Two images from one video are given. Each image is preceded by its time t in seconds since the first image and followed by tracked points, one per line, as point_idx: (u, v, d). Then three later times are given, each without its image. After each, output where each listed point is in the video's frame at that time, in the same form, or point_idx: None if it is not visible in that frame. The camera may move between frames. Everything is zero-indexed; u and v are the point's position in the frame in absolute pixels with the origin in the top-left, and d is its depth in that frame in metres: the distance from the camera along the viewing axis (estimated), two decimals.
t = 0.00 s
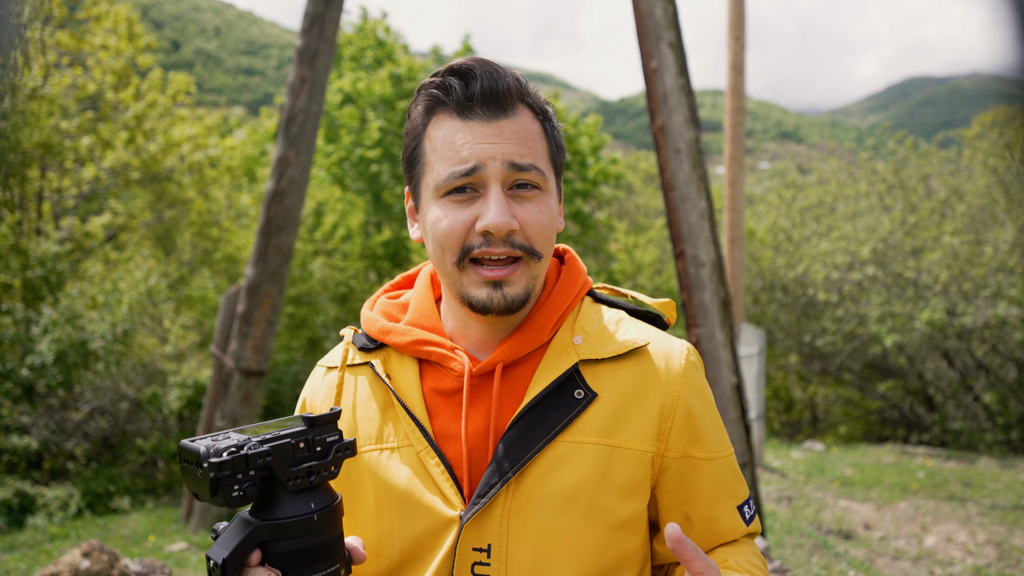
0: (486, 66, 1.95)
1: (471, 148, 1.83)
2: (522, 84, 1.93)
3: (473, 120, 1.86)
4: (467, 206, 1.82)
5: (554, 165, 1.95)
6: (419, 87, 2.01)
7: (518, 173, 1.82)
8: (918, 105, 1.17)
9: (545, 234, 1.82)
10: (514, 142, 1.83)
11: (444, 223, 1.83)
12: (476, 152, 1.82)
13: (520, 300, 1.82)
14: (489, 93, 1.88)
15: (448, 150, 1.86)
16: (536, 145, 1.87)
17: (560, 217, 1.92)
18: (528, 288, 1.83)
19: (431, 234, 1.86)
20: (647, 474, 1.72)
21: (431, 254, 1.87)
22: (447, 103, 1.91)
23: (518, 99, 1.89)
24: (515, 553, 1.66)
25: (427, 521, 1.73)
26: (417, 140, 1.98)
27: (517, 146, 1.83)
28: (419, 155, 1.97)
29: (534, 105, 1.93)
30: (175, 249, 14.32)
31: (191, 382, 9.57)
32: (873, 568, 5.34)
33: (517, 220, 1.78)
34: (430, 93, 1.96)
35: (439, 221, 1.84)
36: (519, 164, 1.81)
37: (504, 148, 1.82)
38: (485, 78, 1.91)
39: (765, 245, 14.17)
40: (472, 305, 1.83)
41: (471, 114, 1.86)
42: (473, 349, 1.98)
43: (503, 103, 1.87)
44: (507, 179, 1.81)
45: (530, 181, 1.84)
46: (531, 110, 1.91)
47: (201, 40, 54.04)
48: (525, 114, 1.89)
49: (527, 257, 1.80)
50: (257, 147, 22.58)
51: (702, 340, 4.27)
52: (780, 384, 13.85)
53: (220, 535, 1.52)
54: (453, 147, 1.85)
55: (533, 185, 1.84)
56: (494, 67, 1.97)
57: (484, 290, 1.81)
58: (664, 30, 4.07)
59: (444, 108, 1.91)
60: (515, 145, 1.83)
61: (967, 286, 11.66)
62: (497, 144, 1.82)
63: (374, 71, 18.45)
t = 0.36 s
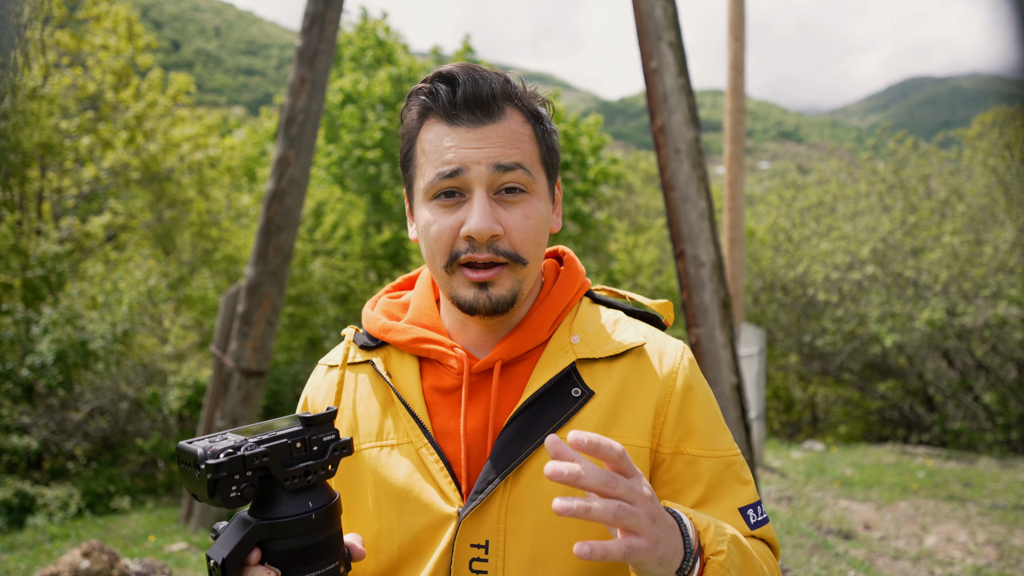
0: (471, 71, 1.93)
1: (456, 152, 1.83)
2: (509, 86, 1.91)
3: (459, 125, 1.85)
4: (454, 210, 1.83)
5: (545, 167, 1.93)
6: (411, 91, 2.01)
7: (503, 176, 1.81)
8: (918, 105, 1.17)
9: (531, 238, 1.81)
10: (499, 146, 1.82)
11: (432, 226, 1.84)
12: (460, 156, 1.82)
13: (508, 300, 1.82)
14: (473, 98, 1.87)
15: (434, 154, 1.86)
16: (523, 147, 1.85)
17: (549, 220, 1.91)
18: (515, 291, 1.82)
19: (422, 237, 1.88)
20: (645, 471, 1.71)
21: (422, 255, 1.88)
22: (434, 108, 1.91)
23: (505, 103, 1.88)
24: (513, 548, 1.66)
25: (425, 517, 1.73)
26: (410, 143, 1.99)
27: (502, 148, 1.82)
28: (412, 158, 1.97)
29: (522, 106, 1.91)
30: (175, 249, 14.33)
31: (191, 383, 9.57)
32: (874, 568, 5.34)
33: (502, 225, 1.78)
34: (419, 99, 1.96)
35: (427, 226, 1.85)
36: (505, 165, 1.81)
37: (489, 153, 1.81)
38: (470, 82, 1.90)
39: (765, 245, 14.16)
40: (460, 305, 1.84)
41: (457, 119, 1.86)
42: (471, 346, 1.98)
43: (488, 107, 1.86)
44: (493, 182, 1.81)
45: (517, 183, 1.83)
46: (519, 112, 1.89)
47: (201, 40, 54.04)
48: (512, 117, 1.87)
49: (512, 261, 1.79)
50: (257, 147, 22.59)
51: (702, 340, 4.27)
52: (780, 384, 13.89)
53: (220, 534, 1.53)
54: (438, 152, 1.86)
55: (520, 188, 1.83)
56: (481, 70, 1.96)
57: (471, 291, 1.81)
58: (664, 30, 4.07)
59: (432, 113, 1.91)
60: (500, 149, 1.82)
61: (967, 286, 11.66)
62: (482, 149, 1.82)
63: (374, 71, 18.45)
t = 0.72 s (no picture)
0: (471, 73, 1.93)
1: (454, 151, 1.83)
2: (508, 89, 1.91)
3: (458, 125, 1.85)
4: (451, 208, 1.83)
5: (540, 170, 1.93)
6: (410, 92, 2.01)
7: (500, 176, 1.81)
8: (917, 104, 1.17)
9: (525, 237, 1.81)
10: (497, 147, 1.83)
11: (428, 224, 1.84)
12: (458, 155, 1.82)
13: (500, 298, 1.82)
14: (472, 100, 1.87)
15: (433, 154, 1.86)
16: (520, 149, 1.86)
17: (544, 221, 1.91)
18: (509, 290, 1.82)
19: (417, 236, 1.87)
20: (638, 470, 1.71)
21: (418, 255, 1.88)
22: (433, 109, 1.91)
23: (502, 105, 1.88)
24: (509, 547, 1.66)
25: (423, 517, 1.73)
26: (408, 143, 1.99)
27: (500, 150, 1.82)
28: (410, 158, 1.97)
29: (520, 110, 1.91)
30: (175, 249, 14.32)
31: (191, 382, 9.56)
32: (873, 568, 5.34)
33: (498, 224, 1.78)
34: (418, 100, 1.95)
35: (425, 223, 1.84)
36: (502, 166, 1.81)
37: (487, 153, 1.82)
38: (470, 84, 1.90)
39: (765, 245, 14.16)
40: (454, 304, 1.84)
41: (457, 120, 1.86)
42: (467, 347, 1.98)
43: (487, 109, 1.86)
44: (490, 182, 1.81)
45: (513, 184, 1.82)
46: (516, 116, 1.89)
47: (201, 40, 54.04)
48: (510, 119, 1.87)
49: (507, 260, 1.79)
50: (257, 147, 22.61)
51: (702, 340, 4.27)
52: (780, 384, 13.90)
53: (231, 538, 1.52)
54: (437, 151, 1.86)
55: (516, 188, 1.83)
56: (481, 73, 1.95)
57: (464, 289, 1.81)
58: (664, 30, 4.07)
59: (431, 114, 1.91)
60: (498, 149, 1.83)
61: (967, 285, 11.66)
62: (480, 149, 1.82)
63: (375, 71, 18.46)
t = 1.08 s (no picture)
0: (479, 67, 1.93)
1: (459, 143, 1.83)
2: (515, 84, 1.92)
3: (464, 118, 1.86)
4: (454, 201, 1.83)
5: (545, 165, 1.93)
6: (418, 86, 2.02)
7: (504, 169, 1.81)
8: (917, 105, 1.17)
9: (529, 231, 1.81)
10: (502, 140, 1.83)
11: (431, 216, 1.84)
12: (463, 148, 1.82)
13: (504, 294, 1.81)
14: (480, 94, 1.87)
15: (437, 146, 1.86)
16: (525, 143, 1.86)
17: (548, 217, 1.91)
18: (512, 285, 1.82)
19: (421, 228, 1.88)
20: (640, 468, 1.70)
21: (421, 248, 1.89)
22: (440, 102, 1.91)
23: (509, 99, 1.88)
24: (507, 544, 1.66)
25: (422, 513, 1.73)
26: (415, 136, 2.00)
27: (504, 143, 1.83)
28: (416, 151, 1.98)
29: (526, 105, 1.91)
30: (175, 249, 14.30)
31: (191, 382, 9.55)
32: (873, 568, 5.34)
33: (500, 217, 1.78)
34: (426, 93, 1.96)
35: (428, 215, 1.84)
36: (506, 158, 1.81)
37: (491, 145, 1.82)
38: (477, 78, 1.90)
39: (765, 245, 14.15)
40: (455, 300, 1.84)
41: (463, 113, 1.86)
42: (468, 345, 1.98)
43: (493, 103, 1.86)
44: (494, 175, 1.81)
45: (517, 178, 1.83)
46: (523, 111, 1.90)
47: (201, 40, 54.02)
48: (516, 114, 1.88)
49: (510, 254, 1.79)
50: (257, 147, 22.63)
51: (702, 340, 4.28)
52: (780, 384, 13.91)
53: (222, 525, 1.53)
54: (442, 144, 1.86)
55: (520, 182, 1.83)
56: (489, 68, 1.96)
57: (467, 283, 1.81)
58: (664, 30, 4.07)
59: (438, 107, 1.91)
60: (502, 143, 1.83)
61: (967, 286, 11.65)
62: (484, 142, 1.82)
63: (375, 71, 18.47)
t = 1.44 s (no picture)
0: (469, 75, 1.93)
1: (457, 158, 1.83)
2: (507, 90, 1.91)
3: (459, 131, 1.85)
4: (456, 217, 1.83)
5: (543, 169, 1.93)
6: (405, 98, 2.01)
7: (506, 181, 1.81)
8: (917, 105, 1.17)
9: (534, 241, 1.81)
10: (500, 150, 1.82)
11: (433, 233, 1.83)
12: (461, 163, 1.82)
13: (509, 306, 1.82)
14: (474, 104, 1.87)
15: (434, 161, 1.86)
16: (523, 150, 1.85)
17: (549, 223, 1.91)
18: (519, 296, 1.82)
19: (422, 245, 1.88)
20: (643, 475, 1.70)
21: (423, 263, 1.88)
22: (432, 115, 1.90)
23: (504, 107, 1.88)
24: (511, 553, 1.66)
25: (426, 521, 1.73)
26: (405, 150, 1.99)
27: (503, 153, 1.82)
28: (408, 165, 1.97)
29: (521, 110, 1.90)
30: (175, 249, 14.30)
31: (191, 382, 9.55)
32: (873, 568, 5.34)
33: (506, 230, 1.78)
34: (415, 105, 1.95)
35: (430, 233, 1.84)
36: (506, 170, 1.81)
37: (490, 158, 1.81)
38: (469, 87, 1.90)
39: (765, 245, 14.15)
40: (462, 312, 1.84)
41: (457, 126, 1.85)
42: (470, 351, 1.98)
43: (487, 112, 1.86)
44: (496, 188, 1.81)
45: (518, 189, 1.82)
46: (517, 117, 1.89)
47: (201, 40, 54.02)
48: (511, 121, 1.87)
49: (517, 265, 1.80)
50: (257, 147, 22.64)
51: (702, 340, 4.28)
52: (780, 384, 13.91)
53: (225, 544, 1.53)
54: (438, 159, 1.85)
55: (522, 192, 1.83)
56: (479, 74, 1.95)
57: (476, 299, 1.81)
58: (664, 30, 4.07)
59: (430, 120, 1.90)
60: (501, 153, 1.82)
61: (967, 286, 11.64)
62: (482, 156, 1.82)
63: (375, 71, 18.47)
